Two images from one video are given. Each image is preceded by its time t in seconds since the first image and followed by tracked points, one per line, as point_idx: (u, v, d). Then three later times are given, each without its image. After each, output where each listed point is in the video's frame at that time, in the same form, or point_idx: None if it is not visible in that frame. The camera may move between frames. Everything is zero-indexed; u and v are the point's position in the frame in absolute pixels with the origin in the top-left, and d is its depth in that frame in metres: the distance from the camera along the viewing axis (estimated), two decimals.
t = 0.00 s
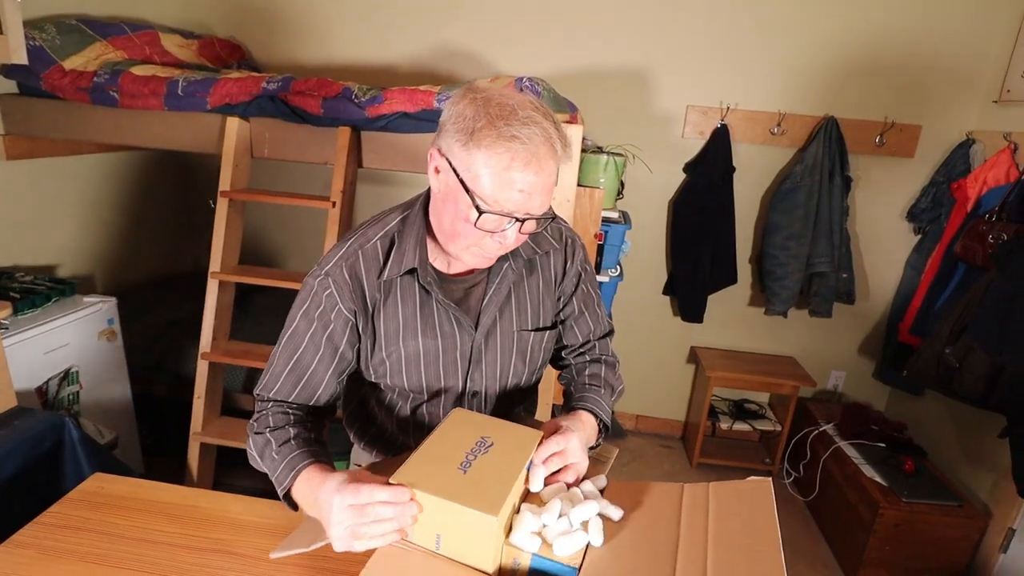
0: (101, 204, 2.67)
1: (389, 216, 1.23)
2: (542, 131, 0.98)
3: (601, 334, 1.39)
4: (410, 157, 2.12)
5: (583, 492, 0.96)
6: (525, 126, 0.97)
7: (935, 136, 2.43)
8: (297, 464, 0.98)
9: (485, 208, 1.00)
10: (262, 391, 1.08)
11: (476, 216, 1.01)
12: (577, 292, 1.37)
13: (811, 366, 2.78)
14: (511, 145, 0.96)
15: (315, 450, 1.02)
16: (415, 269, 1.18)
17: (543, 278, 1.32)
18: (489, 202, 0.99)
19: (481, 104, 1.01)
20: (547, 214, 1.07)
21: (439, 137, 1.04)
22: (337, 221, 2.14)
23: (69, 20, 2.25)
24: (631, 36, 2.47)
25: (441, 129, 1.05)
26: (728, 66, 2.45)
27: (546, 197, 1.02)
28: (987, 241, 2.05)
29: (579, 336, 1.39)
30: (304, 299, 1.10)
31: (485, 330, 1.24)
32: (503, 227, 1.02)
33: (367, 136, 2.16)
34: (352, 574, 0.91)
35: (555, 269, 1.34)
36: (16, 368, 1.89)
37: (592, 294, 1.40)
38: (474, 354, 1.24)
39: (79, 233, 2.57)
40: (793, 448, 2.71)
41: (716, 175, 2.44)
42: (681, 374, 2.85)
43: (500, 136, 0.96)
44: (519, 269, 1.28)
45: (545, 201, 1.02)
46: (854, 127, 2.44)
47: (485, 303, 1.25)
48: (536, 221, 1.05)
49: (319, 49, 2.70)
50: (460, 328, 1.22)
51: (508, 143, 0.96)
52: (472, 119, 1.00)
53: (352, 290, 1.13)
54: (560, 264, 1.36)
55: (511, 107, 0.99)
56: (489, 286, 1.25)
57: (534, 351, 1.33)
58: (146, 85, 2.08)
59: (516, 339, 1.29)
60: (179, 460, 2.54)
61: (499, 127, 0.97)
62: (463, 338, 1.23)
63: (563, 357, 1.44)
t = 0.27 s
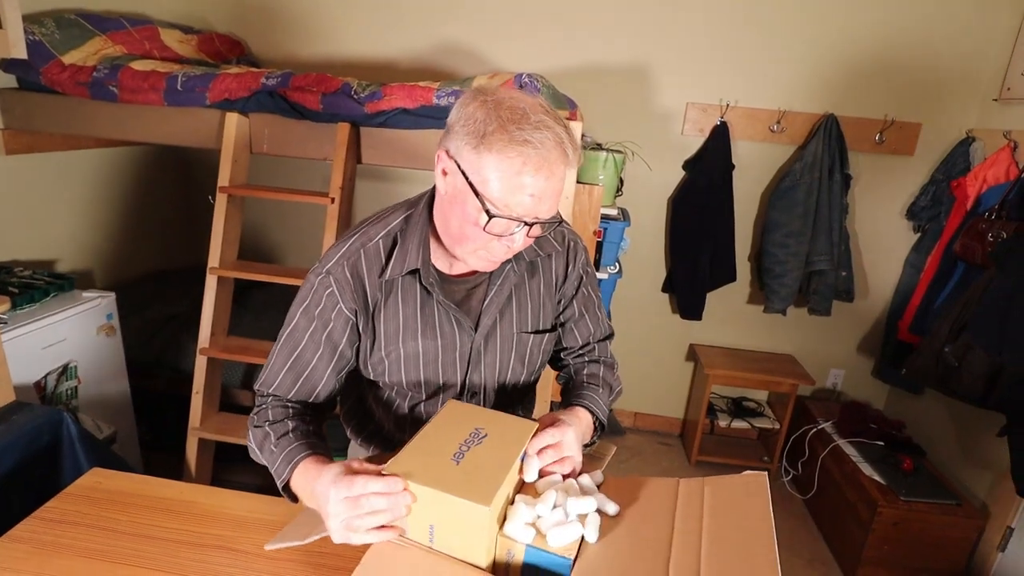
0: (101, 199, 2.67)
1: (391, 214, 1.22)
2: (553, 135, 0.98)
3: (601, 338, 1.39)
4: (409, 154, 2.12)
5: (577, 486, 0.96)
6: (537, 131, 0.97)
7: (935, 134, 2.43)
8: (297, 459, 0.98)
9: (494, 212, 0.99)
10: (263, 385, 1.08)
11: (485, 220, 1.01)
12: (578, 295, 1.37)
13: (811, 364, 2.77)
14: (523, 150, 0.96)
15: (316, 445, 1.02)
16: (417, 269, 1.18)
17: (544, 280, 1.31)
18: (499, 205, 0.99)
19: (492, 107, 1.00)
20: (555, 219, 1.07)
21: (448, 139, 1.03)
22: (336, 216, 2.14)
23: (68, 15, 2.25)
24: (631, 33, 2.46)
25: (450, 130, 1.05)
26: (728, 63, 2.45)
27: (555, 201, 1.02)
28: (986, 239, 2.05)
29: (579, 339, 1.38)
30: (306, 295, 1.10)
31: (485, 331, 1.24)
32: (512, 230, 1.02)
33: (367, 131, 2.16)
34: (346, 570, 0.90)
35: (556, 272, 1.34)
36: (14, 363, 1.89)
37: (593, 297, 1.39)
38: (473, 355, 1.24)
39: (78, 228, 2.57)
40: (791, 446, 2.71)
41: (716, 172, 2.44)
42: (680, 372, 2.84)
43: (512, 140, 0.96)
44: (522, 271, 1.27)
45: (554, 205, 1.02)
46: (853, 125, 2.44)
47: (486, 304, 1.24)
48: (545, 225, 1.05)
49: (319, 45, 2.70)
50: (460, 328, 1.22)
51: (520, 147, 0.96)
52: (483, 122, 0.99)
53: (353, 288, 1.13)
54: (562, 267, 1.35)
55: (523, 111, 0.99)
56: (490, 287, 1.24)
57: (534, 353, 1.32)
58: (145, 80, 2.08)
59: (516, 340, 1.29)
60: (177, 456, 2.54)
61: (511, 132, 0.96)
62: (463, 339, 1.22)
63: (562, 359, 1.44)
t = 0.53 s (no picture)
0: (103, 198, 2.68)
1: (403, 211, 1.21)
2: (576, 146, 0.98)
3: (600, 347, 1.39)
4: (409, 153, 2.12)
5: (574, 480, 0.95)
6: (560, 141, 0.97)
7: (938, 134, 2.42)
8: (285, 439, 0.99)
9: (512, 219, 0.99)
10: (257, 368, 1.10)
11: (502, 227, 1.01)
12: (582, 305, 1.36)
13: (812, 365, 2.76)
14: (545, 159, 0.96)
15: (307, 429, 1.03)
16: (427, 270, 1.17)
17: (551, 287, 1.31)
18: (518, 213, 0.99)
19: (516, 115, 1.01)
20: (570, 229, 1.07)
21: (469, 144, 1.04)
22: (336, 216, 2.14)
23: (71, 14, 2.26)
24: (632, 33, 2.46)
25: (471, 134, 1.05)
26: (729, 63, 2.44)
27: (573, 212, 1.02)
28: (989, 240, 2.04)
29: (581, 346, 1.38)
30: (315, 286, 1.10)
31: (490, 336, 1.24)
32: (527, 238, 1.02)
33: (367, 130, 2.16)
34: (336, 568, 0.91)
35: (563, 281, 1.33)
36: (15, 361, 1.90)
37: (597, 307, 1.39)
38: (476, 358, 1.24)
39: (79, 227, 2.58)
40: (792, 448, 2.70)
41: (717, 172, 2.44)
42: (680, 372, 2.84)
43: (535, 150, 0.96)
44: (529, 277, 1.27)
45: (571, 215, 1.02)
46: (855, 125, 2.43)
47: (492, 308, 1.24)
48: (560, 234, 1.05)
49: (320, 44, 2.70)
50: (465, 331, 1.22)
51: (543, 157, 0.96)
52: (507, 130, 0.99)
53: (360, 281, 1.12)
54: (569, 276, 1.34)
55: (547, 121, 0.99)
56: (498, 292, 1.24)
57: (536, 360, 1.32)
58: (147, 79, 2.09)
59: (519, 346, 1.29)
60: (176, 454, 2.54)
61: (534, 141, 0.97)
62: (468, 341, 1.23)
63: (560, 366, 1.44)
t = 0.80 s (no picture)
0: (109, 221, 2.71)
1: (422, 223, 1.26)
2: (600, 172, 1.00)
3: (610, 370, 1.35)
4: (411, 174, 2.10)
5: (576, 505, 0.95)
6: (587, 167, 0.99)
7: (938, 155, 2.44)
8: (273, 388, 0.92)
9: (535, 238, 1.00)
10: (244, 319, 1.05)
11: (524, 246, 1.02)
12: (592, 329, 1.34)
13: (818, 386, 2.74)
14: (572, 183, 0.98)
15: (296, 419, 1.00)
16: (446, 282, 1.19)
17: (563, 308, 1.31)
18: (540, 232, 1.00)
19: (547, 139, 1.03)
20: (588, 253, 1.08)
21: (497, 163, 1.05)
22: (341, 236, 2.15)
23: (84, 40, 2.32)
24: (633, 58, 2.51)
25: (499, 155, 1.07)
26: (729, 86, 2.48)
27: (592, 236, 1.03)
28: (992, 260, 2.04)
29: (589, 370, 1.34)
30: (329, 268, 1.14)
31: (500, 354, 1.24)
32: (547, 258, 1.03)
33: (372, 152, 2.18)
34: None
35: (575, 302, 1.32)
36: (17, 383, 1.89)
37: (608, 334, 1.36)
38: (484, 373, 1.24)
39: (85, 250, 2.59)
40: (801, 470, 2.66)
41: (719, 192, 2.46)
42: (685, 394, 2.82)
43: (564, 173, 0.98)
44: (542, 297, 1.27)
45: (590, 240, 1.04)
46: (856, 146, 2.45)
47: (505, 326, 1.24)
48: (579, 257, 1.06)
49: (327, 70, 2.76)
50: (477, 346, 1.23)
51: (569, 180, 0.98)
52: (535, 153, 1.01)
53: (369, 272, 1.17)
54: (580, 299, 1.33)
55: (577, 148, 1.02)
56: (511, 311, 1.24)
57: (544, 381, 1.31)
58: (157, 103, 2.13)
59: (529, 366, 1.28)
60: (177, 477, 2.51)
61: (564, 165, 0.99)
62: (478, 357, 1.23)
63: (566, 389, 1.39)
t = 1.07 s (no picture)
0: (104, 241, 2.70)
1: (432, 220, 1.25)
2: (609, 178, 1.01)
3: (609, 378, 1.33)
4: (410, 185, 2.11)
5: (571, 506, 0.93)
6: (595, 171, 1.00)
7: (926, 162, 2.49)
8: (329, 367, 0.88)
9: (540, 238, 1.01)
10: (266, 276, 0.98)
11: (529, 246, 1.02)
12: (592, 334, 1.33)
13: (818, 392, 2.74)
14: (579, 185, 0.98)
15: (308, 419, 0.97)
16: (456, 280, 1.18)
17: (565, 312, 1.30)
18: (545, 232, 1.00)
19: (556, 143, 1.04)
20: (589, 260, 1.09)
21: (506, 164, 1.06)
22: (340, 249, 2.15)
23: (82, 62, 2.35)
24: (624, 72, 2.56)
25: (510, 157, 1.07)
26: (719, 98, 2.53)
27: (594, 243, 1.04)
28: (984, 261, 2.06)
29: (591, 377, 1.32)
30: (348, 246, 1.11)
31: (503, 356, 1.23)
32: (550, 260, 1.03)
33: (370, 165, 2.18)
34: None
35: (577, 306, 1.32)
36: (9, 402, 1.86)
37: (609, 343, 1.35)
38: (488, 377, 1.23)
39: (79, 269, 2.58)
40: (804, 479, 2.64)
41: (713, 201, 2.49)
42: (685, 404, 2.81)
43: (572, 175, 0.99)
44: (544, 301, 1.27)
45: (591, 247, 1.04)
46: (845, 153, 2.50)
47: (510, 328, 1.24)
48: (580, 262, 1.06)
49: (325, 88, 2.80)
50: (481, 348, 1.22)
51: (578, 183, 0.98)
52: (545, 155, 1.02)
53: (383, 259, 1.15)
54: (582, 303, 1.33)
55: (585, 152, 1.02)
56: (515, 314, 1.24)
57: (546, 386, 1.30)
58: (155, 121, 2.14)
59: (532, 370, 1.27)
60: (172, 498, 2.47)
61: (573, 167, 0.99)
62: (482, 359, 1.22)
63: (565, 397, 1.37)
